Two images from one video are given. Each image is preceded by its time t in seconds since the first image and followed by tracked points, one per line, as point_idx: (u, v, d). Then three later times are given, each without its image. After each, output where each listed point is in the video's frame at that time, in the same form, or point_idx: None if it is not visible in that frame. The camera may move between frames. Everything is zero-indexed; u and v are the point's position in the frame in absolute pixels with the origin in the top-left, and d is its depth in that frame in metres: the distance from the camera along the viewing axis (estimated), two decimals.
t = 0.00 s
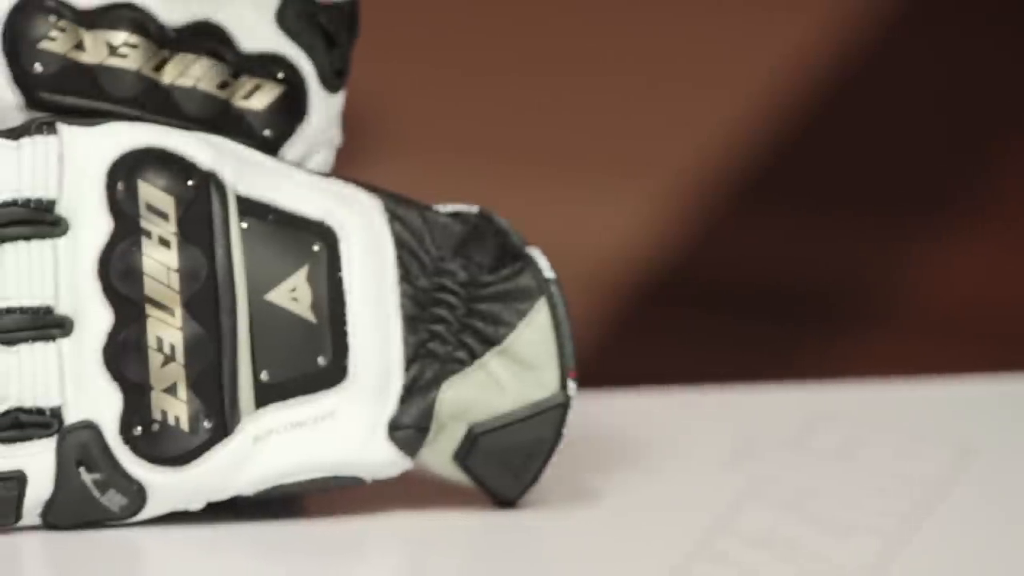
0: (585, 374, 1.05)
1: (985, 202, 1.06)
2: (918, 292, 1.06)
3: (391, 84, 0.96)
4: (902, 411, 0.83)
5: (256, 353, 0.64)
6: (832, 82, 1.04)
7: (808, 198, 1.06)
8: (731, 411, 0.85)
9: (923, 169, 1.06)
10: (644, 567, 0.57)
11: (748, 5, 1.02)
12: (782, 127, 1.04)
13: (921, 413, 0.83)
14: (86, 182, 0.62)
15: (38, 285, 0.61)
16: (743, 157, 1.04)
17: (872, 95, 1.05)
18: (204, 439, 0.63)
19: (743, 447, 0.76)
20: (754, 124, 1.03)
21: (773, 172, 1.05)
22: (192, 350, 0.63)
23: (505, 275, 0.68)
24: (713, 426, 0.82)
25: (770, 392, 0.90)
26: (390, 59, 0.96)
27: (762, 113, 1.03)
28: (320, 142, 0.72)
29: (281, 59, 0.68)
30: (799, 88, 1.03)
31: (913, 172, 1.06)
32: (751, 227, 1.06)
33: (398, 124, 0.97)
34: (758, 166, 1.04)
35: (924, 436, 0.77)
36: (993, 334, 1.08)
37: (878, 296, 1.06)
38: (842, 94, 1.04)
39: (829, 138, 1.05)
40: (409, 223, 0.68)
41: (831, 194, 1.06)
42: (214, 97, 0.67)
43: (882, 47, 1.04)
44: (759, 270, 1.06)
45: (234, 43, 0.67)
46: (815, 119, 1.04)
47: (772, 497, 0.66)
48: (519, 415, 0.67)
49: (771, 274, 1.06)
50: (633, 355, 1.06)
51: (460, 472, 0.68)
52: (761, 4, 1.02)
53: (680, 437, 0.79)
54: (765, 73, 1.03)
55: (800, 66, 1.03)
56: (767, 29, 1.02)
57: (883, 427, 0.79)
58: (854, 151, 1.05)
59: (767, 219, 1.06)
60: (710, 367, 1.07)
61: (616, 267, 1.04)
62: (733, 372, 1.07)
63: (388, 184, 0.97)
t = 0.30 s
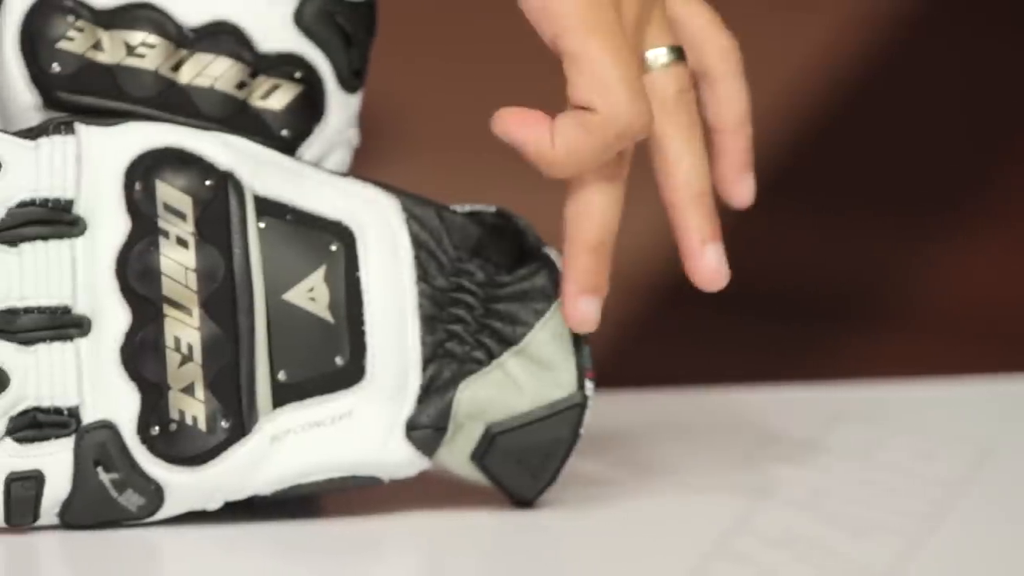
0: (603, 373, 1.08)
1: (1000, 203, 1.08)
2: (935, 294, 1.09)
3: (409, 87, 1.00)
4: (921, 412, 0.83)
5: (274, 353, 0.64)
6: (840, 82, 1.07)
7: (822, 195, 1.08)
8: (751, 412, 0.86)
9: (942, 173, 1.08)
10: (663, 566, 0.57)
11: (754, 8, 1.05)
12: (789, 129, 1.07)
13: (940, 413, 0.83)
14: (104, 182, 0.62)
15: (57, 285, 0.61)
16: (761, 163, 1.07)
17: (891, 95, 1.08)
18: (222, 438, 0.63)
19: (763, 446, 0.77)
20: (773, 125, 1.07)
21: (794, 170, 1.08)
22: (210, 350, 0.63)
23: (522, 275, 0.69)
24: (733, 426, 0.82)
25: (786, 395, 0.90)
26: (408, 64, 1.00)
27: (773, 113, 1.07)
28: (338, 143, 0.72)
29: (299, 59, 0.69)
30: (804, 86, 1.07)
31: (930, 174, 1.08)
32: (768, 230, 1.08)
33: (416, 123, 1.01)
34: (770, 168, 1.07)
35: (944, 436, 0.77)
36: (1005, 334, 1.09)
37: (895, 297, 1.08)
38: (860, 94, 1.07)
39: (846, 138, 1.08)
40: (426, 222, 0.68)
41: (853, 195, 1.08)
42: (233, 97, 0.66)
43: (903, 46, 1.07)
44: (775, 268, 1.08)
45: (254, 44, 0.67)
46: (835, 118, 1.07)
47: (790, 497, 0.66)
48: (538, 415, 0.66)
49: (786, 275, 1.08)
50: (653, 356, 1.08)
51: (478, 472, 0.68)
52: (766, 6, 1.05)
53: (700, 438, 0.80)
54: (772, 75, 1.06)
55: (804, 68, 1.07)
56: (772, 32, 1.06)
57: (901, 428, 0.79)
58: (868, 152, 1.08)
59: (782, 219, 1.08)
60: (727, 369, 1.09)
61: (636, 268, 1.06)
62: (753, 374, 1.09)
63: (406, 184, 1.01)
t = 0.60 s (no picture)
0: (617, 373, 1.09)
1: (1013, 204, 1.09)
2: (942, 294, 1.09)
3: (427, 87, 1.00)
4: (940, 412, 0.83)
5: (292, 353, 0.65)
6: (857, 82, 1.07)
7: (835, 196, 1.09)
8: (769, 412, 0.86)
9: (953, 175, 1.09)
10: (680, 566, 0.57)
11: (767, 7, 1.06)
12: (802, 129, 1.07)
13: (959, 412, 0.83)
14: (121, 182, 0.62)
15: (74, 285, 0.62)
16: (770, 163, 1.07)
17: (906, 96, 1.08)
18: (239, 438, 0.63)
19: (780, 446, 0.77)
20: (789, 125, 1.07)
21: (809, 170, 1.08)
22: (227, 350, 0.63)
23: (538, 275, 0.68)
24: (751, 427, 0.82)
25: (802, 395, 0.91)
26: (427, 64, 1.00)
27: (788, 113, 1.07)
28: (355, 143, 0.72)
29: (316, 59, 0.69)
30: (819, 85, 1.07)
31: (941, 176, 1.09)
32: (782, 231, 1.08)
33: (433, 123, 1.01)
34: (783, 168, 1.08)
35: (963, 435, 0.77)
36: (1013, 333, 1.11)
37: (913, 297, 1.09)
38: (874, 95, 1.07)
39: (858, 139, 1.08)
40: (443, 223, 0.68)
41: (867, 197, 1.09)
42: (250, 97, 0.67)
43: (920, 47, 1.07)
44: (790, 267, 1.08)
45: (271, 44, 0.67)
46: (849, 118, 1.08)
47: (808, 497, 0.66)
48: (554, 415, 0.66)
49: (801, 275, 1.09)
50: (667, 357, 1.09)
51: (495, 472, 0.68)
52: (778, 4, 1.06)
53: (718, 438, 0.80)
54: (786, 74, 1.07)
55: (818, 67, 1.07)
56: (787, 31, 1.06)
57: (920, 428, 0.79)
58: (881, 154, 1.09)
59: (798, 219, 1.08)
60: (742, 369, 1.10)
61: (654, 266, 1.07)
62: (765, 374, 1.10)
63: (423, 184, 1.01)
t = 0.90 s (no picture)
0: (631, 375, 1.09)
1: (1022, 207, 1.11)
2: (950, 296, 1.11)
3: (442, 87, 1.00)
4: (955, 412, 0.83)
5: (308, 353, 0.65)
6: (865, 83, 1.08)
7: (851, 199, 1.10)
8: (784, 412, 0.86)
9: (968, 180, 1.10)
10: (696, 566, 0.57)
11: (780, 8, 1.06)
12: (813, 129, 1.08)
13: (975, 412, 0.83)
14: (138, 182, 0.62)
15: (91, 285, 0.62)
16: (784, 164, 1.08)
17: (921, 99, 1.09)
18: (256, 438, 0.63)
19: (796, 446, 0.77)
20: (802, 126, 1.08)
21: (823, 172, 1.09)
22: (244, 350, 0.63)
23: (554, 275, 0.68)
24: (767, 427, 0.82)
25: (816, 397, 0.91)
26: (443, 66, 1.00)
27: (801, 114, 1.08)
28: (372, 144, 0.72)
29: (334, 60, 0.69)
30: (829, 86, 1.08)
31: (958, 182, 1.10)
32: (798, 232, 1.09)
33: (450, 123, 1.01)
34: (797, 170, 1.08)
35: (978, 435, 0.77)
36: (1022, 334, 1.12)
37: (929, 298, 1.10)
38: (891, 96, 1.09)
39: (874, 142, 1.09)
40: (460, 223, 0.68)
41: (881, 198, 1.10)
42: (267, 97, 0.67)
43: (931, 50, 1.09)
44: (802, 267, 1.09)
45: (288, 45, 0.67)
46: (863, 118, 1.08)
47: (826, 497, 0.66)
48: (570, 415, 0.67)
49: (815, 274, 1.10)
50: (683, 356, 1.09)
51: (511, 472, 0.68)
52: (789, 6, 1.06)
53: (733, 438, 0.80)
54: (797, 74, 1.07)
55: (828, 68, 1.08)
56: (797, 31, 1.07)
57: (935, 428, 0.80)
58: (926, 145, 1.10)
59: (812, 219, 1.09)
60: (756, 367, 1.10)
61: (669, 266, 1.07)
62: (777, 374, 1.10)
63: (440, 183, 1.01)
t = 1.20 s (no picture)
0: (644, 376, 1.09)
1: None
2: (959, 295, 1.14)
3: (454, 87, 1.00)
4: (968, 412, 0.84)
5: (323, 353, 0.65)
6: (874, 83, 1.09)
7: (862, 201, 1.11)
8: (796, 412, 0.87)
9: (977, 173, 1.13)
10: (710, 566, 0.57)
11: (784, 10, 1.06)
12: (824, 129, 1.08)
13: (987, 412, 0.84)
14: (154, 182, 0.62)
15: (106, 285, 0.62)
16: (795, 164, 1.08)
17: (932, 98, 1.11)
18: (271, 438, 0.64)
19: (809, 447, 0.77)
20: (818, 126, 1.08)
21: (835, 172, 1.10)
22: (259, 350, 0.63)
23: (570, 275, 0.68)
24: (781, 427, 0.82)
25: (827, 398, 0.91)
26: (453, 66, 1.00)
27: (811, 114, 1.08)
28: (387, 144, 0.72)
29: (349, 60, 0.69)
30: (838, 87, 1.08)
31: (965, 176, 1.13)
32: (807, 233, 1.10)
33: (462, 123, 1.01)
34: (808, 171, 1.09)
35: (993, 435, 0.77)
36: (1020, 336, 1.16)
37: (935, 299, 1.13)
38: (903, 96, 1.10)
39: (885, 142, 1.11)
40: (474, 222, 0.69)
41: (892, 198, 1.12)
42: (282, 97, 0.67)
43: (946, 49, 1.10)
44: (811, 267, 1.11)
45: (303, 44, 0.68)
46: (876, 118, 1.10)
47: (839, 497, 0.66)
48: (585, 416, 0.66)
49: (824, 275, 1.11)
50: (696, 358, 1.10)
51: (526, 472, 0.68)
52: (793, 7, 1.06)
53: (746, 438, 0.80)
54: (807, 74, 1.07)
55: (838, 68, 1.08)
56: (805, 32, 1.07)
57: (949, 427, 0.80)
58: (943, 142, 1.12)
59: (822, 219, 1.11)
60: (763, 369, 1.12)
61: (682, 268, 1.07)
62: (782, 375, 1.12)
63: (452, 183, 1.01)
